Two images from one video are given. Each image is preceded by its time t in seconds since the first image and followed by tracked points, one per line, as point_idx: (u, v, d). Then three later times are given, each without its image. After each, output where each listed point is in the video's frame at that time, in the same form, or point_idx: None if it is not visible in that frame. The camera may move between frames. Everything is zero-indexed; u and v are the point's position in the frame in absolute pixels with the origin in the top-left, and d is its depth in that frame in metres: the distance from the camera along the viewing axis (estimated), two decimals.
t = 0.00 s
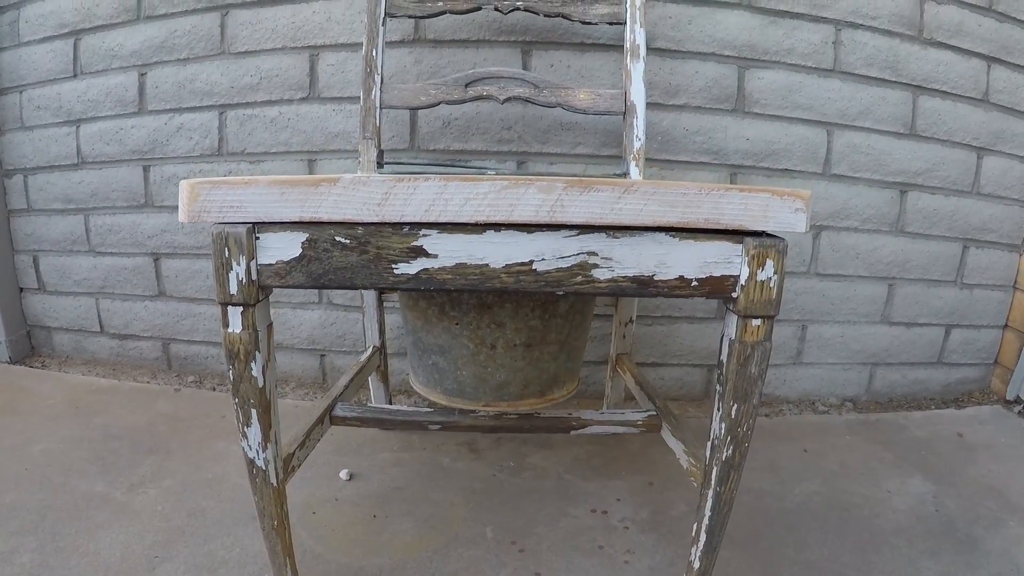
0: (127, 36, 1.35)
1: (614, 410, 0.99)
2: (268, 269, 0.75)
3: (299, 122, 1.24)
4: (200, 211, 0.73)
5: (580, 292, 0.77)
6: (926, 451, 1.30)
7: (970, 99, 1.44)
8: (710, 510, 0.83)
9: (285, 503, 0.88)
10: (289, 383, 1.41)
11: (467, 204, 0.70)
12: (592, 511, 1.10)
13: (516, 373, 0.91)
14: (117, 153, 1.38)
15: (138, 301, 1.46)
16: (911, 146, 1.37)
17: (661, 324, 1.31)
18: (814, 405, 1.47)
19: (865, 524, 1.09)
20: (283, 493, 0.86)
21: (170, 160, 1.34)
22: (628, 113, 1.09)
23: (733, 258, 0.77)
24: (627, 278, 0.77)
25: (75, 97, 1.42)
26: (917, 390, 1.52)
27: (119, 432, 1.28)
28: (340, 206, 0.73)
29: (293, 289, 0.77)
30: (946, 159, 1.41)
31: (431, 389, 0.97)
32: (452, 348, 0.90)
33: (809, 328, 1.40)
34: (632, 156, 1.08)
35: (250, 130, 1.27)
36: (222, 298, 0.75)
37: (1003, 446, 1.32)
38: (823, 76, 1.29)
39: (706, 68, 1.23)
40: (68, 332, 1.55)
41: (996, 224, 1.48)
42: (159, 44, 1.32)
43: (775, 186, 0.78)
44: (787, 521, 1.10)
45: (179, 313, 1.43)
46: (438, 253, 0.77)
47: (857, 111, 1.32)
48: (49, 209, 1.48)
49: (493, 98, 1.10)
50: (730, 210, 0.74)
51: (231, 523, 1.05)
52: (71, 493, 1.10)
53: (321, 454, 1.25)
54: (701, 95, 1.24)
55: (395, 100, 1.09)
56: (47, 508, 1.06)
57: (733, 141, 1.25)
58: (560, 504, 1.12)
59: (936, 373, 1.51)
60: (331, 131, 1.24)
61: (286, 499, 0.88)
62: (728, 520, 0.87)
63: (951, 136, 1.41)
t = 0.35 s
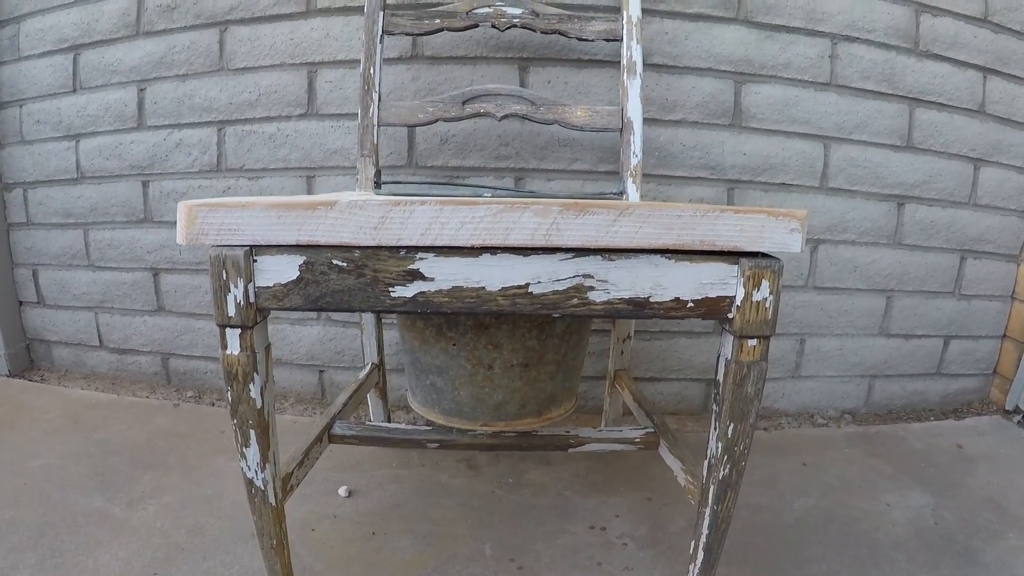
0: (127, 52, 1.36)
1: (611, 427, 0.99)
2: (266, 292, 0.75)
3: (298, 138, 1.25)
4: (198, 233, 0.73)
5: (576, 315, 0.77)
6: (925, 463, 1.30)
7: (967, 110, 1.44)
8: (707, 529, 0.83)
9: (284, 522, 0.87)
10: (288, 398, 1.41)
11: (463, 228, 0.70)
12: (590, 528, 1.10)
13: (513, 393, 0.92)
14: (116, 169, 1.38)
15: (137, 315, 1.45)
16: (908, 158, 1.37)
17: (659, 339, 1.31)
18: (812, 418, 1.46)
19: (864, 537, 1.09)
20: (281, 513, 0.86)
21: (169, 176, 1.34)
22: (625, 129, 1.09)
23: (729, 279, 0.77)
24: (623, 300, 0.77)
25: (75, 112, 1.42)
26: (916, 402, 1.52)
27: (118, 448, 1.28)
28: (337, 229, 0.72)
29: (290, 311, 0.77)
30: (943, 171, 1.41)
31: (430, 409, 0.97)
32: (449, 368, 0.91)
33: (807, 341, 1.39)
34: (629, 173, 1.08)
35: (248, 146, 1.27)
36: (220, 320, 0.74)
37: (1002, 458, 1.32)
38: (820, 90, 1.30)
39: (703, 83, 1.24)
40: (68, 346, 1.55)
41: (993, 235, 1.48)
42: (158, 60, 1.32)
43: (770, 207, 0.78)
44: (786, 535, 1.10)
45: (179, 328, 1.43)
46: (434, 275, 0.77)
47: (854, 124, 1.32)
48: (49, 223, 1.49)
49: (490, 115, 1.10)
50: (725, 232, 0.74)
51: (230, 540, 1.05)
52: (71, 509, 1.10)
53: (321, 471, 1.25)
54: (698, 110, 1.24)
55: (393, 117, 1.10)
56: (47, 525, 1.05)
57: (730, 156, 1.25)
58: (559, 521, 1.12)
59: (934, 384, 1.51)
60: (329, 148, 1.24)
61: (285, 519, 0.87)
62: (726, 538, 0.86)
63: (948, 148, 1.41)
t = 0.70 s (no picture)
0: (126, 66, 1.36)
1: (610, 444, 0.99)
2: (265, 313, 0.74)
3: (297, 154, 1.25)
4: (197, 254, 0.72)
5: (575, 336, 0.77)
6: (925, 475, 1.30)
7: (964, 122, 1.45)
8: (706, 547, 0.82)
9: (284, 542, 0.86)
10: (287, 413, 1.41)
11: (461, 250, 0.70)
12: (589, 544, 1.10)
13: (512, 413, 0.92)
14: (115, 183, 1.38)
15: (136, 330, 1.45)
16: (905, 171, 1.37)
17: (657, 353, 1.32)
18: (812, 431, 1.46)
19: (864, 550, 1.08)
20: (281, 533, 0.85)
21: (168, 191, 1.34)
22: (623, 145, 1.09)
23: (727, 299, 0.76)
24: (621, 321, 0.77)
25: (75, 126, 1.43)
26: (915, 414, 1.52)
27: (118, 463, 1.28)
28: (336, 251, 0.72)
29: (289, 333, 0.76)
30: (941, 183, 1.41)
31: (429, 427, 0.97)
32: (448, 388, 0.92)
33: (807, 354, 1.38)
34: (627, 189, 1.09)
35: (248, 161, 1.27)
36: (219, 341, 0.74)
37: (1001, 469, 1.32)
38: (817, 104, 1.30)
39: (701, 98, 1.24)
40: (67, 360, 1.55)
41: (991, 247, 1.49)
42: (157, 75, 1.33)
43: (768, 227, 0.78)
44: (785, 550, 1.09)
45: (178, 342, 1.42)
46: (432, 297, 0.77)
47: (851, 138, 1.32)
48: (49, 237, 1.49)
49: (488, 131, 1.11)
50: (723, 252, 0.74)
51: (229, 557, 1.04)
52: (70, 524, 1.09)
53: (320, 487, 1.25)
54: (696, 125, 1.24)
55: (391, 134, 1.10)
56: (45, 540, 1.05)
57: (729, 171, 1.25)
58: (558, 537, 1.12)
59: (933, 396, 1.51)
60: (328, 163, 1.24)
61: (284, 538, 0.87)
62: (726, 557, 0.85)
63: (945, 160, 1.42)
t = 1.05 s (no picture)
0: (127, 80, 1.37)
1: (609, 462, 0.99)
2: (266, 336, 0.73)
3: (297, 170, 1.25)
4: (197, 277, 0.71)
5: (575, 359, 0.77)
6: (924, 489, 1.31)
7: (963, 137, 1.45)
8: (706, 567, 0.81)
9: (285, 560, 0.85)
10: (287, 427, 1.42)
11: (463, 274, 0.69)
12: (589, 561, 1.10)
13: (513, 434, 0.93)
14: (116, 197, 1.38)
15: (136, 343, 1.45)
16: (904, 186, 1.38)
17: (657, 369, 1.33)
18: (811, 445, 1.46)
19: (864, 565, 1.08)
20: (283, 552, 0.84)
21: (168, 205, 1.34)
22: (623, 163, 1.10)
23: (727, 322, 0.76)
24: (621, 344, 0.76)
25: (75, 139, 1.43)
26: (915, 428, 1.52)
27: (118, 477, 1.27)
28: (337, 274, 0.70)
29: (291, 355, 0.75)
30: (940, 198, 1.42)
31: (429, 446, 0.98)
32: (449, 409, 0.92)
33: (806, 369, 1.39)
34: (627, 207, 1.09)
35: (249, 176, 1.27)
36: (220, 363, 0.72)
37: (1000, 483, 1.33)
38: (816, 119, 1.31)
39: (700, 115, 1.24)
40: (67, 372, 1.55)
41: (990, 260, 1.49)
42: (158, 89, 1.33)
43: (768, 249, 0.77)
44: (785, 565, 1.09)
45: (178, 356, 1.42)
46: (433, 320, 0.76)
47: (850, 153, 1.33)
48: (49, 250, 1.49)
49: (489, 149, 1.11)
50: (724, 276, 0.73)
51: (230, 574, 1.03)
52: (70, 539, 1.08)
53: (321, 502, 1.26)
54: (696, 142, 1.25)
55: (392, 151, 1.10)
56: (45, 555, 1.04)
57: (729, 187, 1.26)
58: (558, 554, 1.12)
59: (932, 409, 1.52)
60: (329, 179, 1.24)
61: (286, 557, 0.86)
62: None
63: (944, 175, 1.42)
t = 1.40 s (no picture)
0: (127, 95, 1.37)
1: (609, 480, 0.98)
2: (269, 358, 0.72)
3: (297, 187, 1.25)
4: (200, 300, 0.71)
5: (576, 383, 0.75)
6: (924, 502, 1.31)
7: (961, 150, 1.46)
8: None
9: None
10: (287, 443, 1.42)
11: (463, 299, 0.68)
12: None
13: (513, 454, 0.93)
14: (116, 212, 1.39)
15: (136, 359, 1.45)
16: (902, 201, 1.39)
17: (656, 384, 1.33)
18: (811, 460, 1.46)
19: None
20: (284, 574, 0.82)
21: (168, 221, 1.34)
22: (621, 181, 1.10)
23: (726, 345, 0.75)
24: (621, 367, 0.75)
25: (76, 154, 1.43)
26: (915, 440, 1.52)
27: (118, 493, 1.26)
28: (339, 298, 0.69)
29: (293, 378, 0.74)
30: (938, 211, 1.42)
31: (430, 466, 0.98)
32: (449, 430, 0.93)
33: (805, 384, 1.39)
34: (625, 226, 1.09)
35: (249, 193, 1.27)
36: (222, 386, 0.71)
37: (1000, 496, 1.33)
38: (815, 135, 1.32)
39: (699, 132, 1.25)
40: (67, 387, 1.55)
41: (988, 273, 1.50)
42: (158, 105, 1.33)
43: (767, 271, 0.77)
44: None
45: (178, 372, 1.42)
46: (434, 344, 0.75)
47: (848, 169, 1.34)
48: (49, 264, 1.49)
49: (488, 167, 1.11)
50: (723, 298, 0.73)
51: None
52: (69, 556, 1.07)
53: (321, 520, 1.26)
54: (695, 158, 1.25)
55: (391, 170, 1.10)
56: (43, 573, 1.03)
57: (727, 204, 1.26)
58: (559, 572, 1.12)
59: (932, 422, 1.52)
60: (328, 197, 1.25)
61: None
62: None
63: (942, 189, 1.43)
